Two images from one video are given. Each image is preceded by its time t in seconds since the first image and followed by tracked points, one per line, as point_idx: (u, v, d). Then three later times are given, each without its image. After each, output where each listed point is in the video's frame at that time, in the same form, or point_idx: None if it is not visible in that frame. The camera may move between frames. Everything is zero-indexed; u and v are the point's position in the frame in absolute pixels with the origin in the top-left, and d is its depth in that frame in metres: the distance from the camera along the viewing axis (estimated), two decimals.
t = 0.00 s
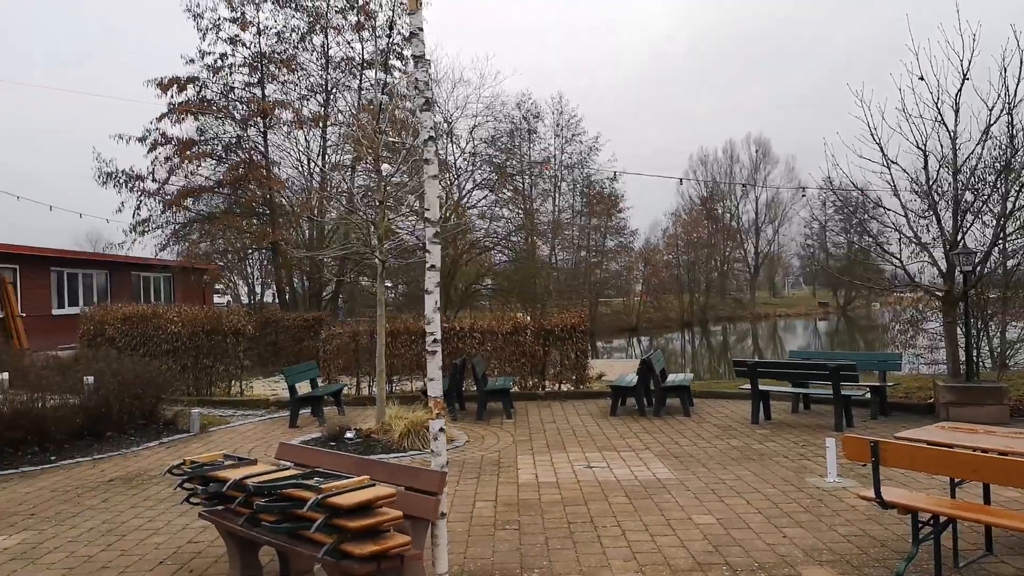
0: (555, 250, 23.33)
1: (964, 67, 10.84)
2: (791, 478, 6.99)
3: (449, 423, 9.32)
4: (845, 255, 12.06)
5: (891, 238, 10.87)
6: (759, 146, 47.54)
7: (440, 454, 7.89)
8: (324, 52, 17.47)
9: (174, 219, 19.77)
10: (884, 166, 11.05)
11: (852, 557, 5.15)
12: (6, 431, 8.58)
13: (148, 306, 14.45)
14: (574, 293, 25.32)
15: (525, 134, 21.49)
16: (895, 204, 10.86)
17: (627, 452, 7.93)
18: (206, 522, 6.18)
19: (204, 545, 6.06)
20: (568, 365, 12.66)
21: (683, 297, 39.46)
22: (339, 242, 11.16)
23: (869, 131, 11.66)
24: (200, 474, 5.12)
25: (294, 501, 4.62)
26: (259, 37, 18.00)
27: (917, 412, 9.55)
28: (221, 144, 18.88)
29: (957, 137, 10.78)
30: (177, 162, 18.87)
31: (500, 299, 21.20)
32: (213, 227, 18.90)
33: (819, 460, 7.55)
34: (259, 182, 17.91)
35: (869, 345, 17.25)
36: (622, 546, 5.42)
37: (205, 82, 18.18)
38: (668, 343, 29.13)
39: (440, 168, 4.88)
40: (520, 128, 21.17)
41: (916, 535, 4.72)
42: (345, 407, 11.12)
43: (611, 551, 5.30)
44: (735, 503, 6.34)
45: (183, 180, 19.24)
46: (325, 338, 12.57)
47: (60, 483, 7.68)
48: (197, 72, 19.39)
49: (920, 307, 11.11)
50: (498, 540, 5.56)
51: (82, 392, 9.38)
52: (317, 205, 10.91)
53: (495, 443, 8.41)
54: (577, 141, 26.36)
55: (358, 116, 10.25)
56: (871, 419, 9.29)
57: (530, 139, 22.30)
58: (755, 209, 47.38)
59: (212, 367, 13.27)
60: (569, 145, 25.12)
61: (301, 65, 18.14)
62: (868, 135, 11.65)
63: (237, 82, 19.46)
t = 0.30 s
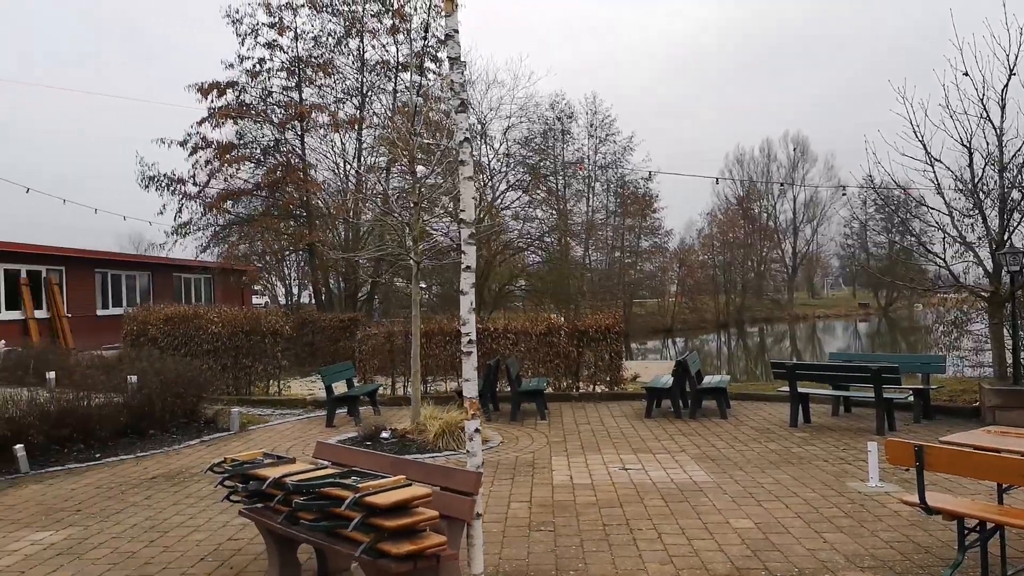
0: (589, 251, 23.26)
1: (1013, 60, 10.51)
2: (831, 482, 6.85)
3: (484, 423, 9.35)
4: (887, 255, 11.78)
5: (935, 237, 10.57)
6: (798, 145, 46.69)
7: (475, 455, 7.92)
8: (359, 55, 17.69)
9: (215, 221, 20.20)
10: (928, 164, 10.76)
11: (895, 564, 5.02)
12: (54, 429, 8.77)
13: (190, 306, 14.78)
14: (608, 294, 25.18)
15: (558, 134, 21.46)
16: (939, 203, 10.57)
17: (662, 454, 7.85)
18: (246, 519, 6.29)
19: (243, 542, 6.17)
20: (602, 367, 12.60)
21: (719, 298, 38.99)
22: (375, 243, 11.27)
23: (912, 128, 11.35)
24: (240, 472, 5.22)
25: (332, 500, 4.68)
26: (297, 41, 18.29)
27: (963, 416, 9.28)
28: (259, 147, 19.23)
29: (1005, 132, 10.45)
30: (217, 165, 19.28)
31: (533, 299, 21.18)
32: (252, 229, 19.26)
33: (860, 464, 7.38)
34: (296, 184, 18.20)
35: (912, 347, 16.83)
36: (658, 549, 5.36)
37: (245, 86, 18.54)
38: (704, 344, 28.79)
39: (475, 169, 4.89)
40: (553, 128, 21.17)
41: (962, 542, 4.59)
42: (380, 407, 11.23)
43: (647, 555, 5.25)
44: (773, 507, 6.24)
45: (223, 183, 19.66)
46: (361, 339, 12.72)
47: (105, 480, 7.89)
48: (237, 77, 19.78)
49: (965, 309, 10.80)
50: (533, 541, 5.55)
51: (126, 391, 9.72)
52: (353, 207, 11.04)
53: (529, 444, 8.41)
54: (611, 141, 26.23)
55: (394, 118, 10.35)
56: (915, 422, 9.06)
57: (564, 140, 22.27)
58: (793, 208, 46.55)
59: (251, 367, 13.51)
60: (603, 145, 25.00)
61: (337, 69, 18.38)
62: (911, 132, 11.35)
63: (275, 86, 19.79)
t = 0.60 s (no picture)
0: (624, 253, 23.14)
1: None
2: (875, 489, 6.70)
3: (520, 425, 9.37)
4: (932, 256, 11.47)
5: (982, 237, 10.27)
6: (839, 143, 45.72)
7: (512, 457, 7.95)
8: (396, 60, 17.87)
9: (255, 225, 20.61)
10: (975, 162, 10.44)
11: (944, 574, 4.88)
12: (102, 428, 9.04)
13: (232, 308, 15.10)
14: (644, 296, 25.00)
15: (593, 135, 21.40)
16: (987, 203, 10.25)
17: (701, 459, 7.77)
18: (287, 519, 6.40)
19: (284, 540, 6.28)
20: (638, 370, 12.51)
21: (757, 300, 38.74)
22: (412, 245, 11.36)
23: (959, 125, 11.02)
24: (282, 472, 5.31)
25: (372, 501, 4.73)
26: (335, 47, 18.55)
27: (1014, 423, 8.98)
28: (298, 151, 19.57)
29: None
30: (258, 170, 19.67)
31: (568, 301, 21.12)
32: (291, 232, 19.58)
33: (906, 470, 7.20)
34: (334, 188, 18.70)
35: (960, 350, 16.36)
36: (698, 555, 5.30)
37: (284, 92, 18.87)
38: (742, 347, 28.41)
39: (513, 173, 4.89)
40: (589, 130, 21.14)
41: (1013, 552, 4.46)
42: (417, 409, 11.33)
43: (687, 561, 5.19)
44: (816, 513, 6.11)
45: (263, 187, 20.04)
46: (398, 341, 12.83)
47: (151, 478, 8.11)
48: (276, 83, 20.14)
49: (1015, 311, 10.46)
50: (571, 545, 5.53)
51: (171, 391, 10.01)
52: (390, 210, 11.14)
53: (566, 446, 8.40)
54: (647, 142, 26.04)
55: (430, 123, 10.45)
56: (962, 428, 8.81)
57: (599, 142, 22.19)
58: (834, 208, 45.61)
59: (290, 368, 13.73)
60: (639, 145, 24.83)
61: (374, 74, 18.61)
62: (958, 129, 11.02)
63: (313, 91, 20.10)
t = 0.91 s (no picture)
0: (661, 252, 22.94)
1: None
2: (922, 495, 6.53)
3: (557, 427, 9.37)
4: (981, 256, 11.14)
5: None
6: (882, 141, 44.61)
7: (551, 458, 7.95)
8: (433, 61, 18.00)
9: (295, 226, 20.96)
10: None
11: None
12: (149, 426, 9.31)
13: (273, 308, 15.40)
14: (682, 297, 24.74)
15: (630, 135, 21.29)
16: None
17: (741, 462, 7.67)
18: (328, 517, 6.50)
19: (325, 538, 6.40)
20: (676, 372, 12.40)
21: (797, 300, 38.07)
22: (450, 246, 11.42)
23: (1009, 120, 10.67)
24: (325, 472, 5.41)
25: (413, 502, 4.77)
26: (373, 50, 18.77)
27: None
28: (337, 153, 19.85)
29: None
30: (298, 172, 20.01)
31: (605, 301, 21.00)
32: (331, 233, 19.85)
33: (954, 477, 7.01)
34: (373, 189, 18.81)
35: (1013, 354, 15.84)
36: (739, 560, 5.23)
37: (323, 95, 19.16)
38: (781, 348, 27.94)
39: (553, 176, 4.88)
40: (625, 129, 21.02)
41: None
42: (454, 409, 11.41)
43: (728, 566, 5.13)
44: (860, 520, 5.98)
45: (303, 189, 20.37)
46: (435, 341, 12.93)
47: (197, 475, 8.32)
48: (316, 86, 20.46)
49: None
50: (610, 548, 5.51)
51: (215, 390, 10.26)
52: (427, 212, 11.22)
53: (603, 448, 8.38)
54: (685, 141, 25.78)
55: (468, 125, 10.52)
56: (1013, 433, 8.54)
57: (635, 141, 22.06)
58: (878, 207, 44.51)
59: (330, 367, 13.93)
60: (676, 144, 24.58)
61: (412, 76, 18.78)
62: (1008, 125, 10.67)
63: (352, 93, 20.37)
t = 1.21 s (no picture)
0: (693, 253, 22.72)
1: None
2: (963, 503, 6.38)
3: (589, 430, 9.34)
4: None
5: None
6: (921, 139, 43.58)
7: (583, 462, 7.94)
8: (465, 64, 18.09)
9: (329, 228, 21.22)
10: None
11: None
12: (187, 425, 9.51)
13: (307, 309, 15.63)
14: (714, 299, 24.48)
15: (662, 135, 21.15)
16: None
17: (776, 468, 7.57)
18: (362, 518, 6.58)
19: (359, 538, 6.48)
20: (709, 375, 12.27)
21: (833, 303, 37.39)
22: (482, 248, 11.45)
23: None
24: (359, 473, 5.47)
25: (447, 504, 4.80)
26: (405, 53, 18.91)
27: None
28: (370, 156, 20.06)
29: None
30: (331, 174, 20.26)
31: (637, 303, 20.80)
32: (363, 235, 20.05)
33: (997, 485, 6.83)
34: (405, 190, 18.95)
35: None
36: (774, 567, 5.16)
37: (356, 98, 19.37)
38: (817, 351, 27.48)
39: (586, 180, 4.87)
40: (657, 129, 20.87)
41: None
42: (485, 411, 11.45)
43: (763, 573, 5.06)
44: (898, 528, 5.86)
45: (336, 191, 20.60)
46: (466, 342, 12.99)
47: (234, 474, 8.48)
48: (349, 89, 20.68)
49: None
50: (643, 553, 5.48)
51: (251, 391, 10.45)
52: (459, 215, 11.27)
53: (635, 452, 8.34)
54: (717, 141, 25.51)
55: (500, 128, 10.55)
56: None
57: (667, 141, 21.90)
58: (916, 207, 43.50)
59: (362, 368, 14.07)
60: (709, 145, 24.32)
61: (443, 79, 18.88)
62: None
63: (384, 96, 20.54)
